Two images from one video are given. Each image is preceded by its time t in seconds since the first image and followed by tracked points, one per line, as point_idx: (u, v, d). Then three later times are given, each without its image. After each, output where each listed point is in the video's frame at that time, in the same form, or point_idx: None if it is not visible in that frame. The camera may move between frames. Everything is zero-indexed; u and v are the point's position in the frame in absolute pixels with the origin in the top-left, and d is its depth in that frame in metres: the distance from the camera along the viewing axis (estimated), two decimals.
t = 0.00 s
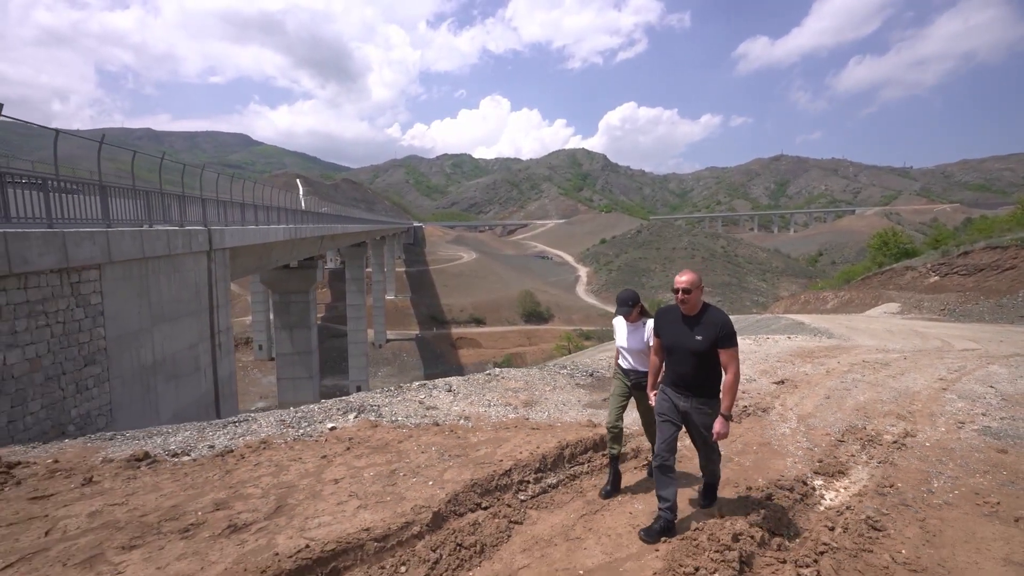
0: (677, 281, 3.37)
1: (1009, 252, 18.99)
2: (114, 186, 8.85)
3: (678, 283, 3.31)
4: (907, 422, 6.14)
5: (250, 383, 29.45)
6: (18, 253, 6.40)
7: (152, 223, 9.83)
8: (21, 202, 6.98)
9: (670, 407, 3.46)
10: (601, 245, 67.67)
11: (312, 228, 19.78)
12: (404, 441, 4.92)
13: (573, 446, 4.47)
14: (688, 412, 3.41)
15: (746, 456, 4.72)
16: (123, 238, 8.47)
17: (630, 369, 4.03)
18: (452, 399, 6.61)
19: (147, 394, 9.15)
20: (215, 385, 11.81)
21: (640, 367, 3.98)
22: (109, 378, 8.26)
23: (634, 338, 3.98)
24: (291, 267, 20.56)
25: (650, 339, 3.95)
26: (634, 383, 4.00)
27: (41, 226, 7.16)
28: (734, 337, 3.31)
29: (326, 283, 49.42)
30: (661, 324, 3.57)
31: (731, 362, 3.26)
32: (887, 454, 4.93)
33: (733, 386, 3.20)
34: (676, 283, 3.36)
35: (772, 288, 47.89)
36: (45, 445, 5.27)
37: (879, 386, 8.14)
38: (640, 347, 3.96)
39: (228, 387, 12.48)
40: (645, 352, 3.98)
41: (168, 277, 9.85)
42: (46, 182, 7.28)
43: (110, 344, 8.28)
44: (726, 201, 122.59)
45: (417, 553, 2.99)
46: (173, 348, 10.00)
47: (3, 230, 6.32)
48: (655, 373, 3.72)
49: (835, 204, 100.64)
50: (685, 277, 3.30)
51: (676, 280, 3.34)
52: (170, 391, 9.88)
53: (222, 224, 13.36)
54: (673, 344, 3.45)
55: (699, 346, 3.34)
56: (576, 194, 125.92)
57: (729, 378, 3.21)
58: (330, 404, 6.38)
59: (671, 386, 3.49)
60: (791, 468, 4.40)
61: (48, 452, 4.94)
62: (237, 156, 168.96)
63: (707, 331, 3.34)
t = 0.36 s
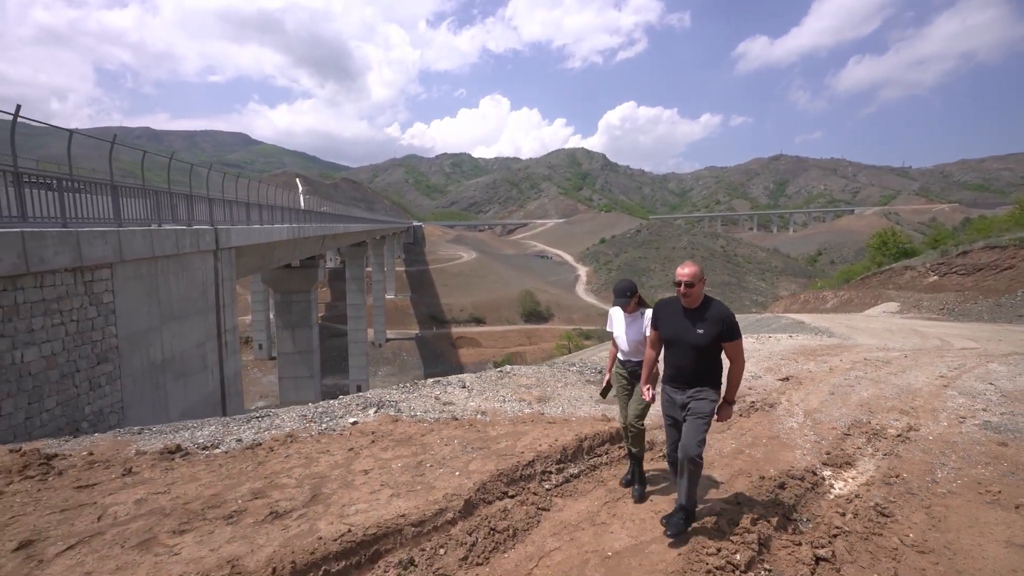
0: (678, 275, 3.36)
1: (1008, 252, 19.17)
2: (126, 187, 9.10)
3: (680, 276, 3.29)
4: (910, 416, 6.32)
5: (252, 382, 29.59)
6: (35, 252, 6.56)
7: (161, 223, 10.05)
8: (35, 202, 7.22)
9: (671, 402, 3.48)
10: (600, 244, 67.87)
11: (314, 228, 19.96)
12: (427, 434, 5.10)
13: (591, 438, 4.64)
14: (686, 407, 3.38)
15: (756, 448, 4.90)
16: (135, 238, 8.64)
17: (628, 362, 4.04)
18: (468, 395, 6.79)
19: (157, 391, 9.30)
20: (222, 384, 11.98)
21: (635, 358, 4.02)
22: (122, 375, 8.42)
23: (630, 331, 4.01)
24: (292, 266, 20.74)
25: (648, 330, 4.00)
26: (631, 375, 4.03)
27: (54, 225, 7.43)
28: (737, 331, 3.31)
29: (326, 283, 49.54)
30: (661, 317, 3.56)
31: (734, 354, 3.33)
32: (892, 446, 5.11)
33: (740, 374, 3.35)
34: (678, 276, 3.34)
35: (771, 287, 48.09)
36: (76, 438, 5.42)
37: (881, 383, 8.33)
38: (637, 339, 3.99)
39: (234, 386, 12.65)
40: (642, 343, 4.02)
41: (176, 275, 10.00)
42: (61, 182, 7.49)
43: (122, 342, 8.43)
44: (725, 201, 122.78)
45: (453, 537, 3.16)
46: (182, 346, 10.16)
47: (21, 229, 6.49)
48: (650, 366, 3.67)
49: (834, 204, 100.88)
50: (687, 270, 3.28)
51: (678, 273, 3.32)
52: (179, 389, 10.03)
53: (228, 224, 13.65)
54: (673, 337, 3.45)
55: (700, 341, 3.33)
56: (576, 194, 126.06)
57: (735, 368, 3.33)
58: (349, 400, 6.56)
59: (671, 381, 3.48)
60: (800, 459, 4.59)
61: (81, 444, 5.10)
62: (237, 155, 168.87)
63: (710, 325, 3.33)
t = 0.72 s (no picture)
0: (680, 285, 3.36)
1: (1007, 252, 19.43)
2: (139, 190, 9.31)
3: (681, 286, 3.31)
4: (909, 414, 6.59)
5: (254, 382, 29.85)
6: (56, 254, 6.81)
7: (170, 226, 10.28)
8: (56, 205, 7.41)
9: (667, 413, 3.55)
10: (600, 244, 68.13)
11: (317, 229, 20.23)
12: (451, 431, 5.36)
13: (607, 434, 4.89)
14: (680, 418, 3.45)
15: (763, 443, 5.17)
16: (148, 242, 8.85)
17: (629, 374, 4.19)
18: (485, 394, 7.06)
19: (169, 392, 9.53)
20: (230, 384, 12.25)
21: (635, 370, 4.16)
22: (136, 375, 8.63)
23: (631, 342, 4.15)
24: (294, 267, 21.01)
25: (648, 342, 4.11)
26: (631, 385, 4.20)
27: (74, 228, 7.57)
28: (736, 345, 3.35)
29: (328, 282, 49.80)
30: (661, 329, 3.59)
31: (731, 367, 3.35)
32: (892, 442, 5.38)
33: (737, 387, 3.43)
34: (679, 286, 3.36)
35: (770, 287, 48.38)
36: (111, 433, 5.66)
37: (881, 381, 8.60)
38: (637, 351, 4.14)
39: (241, 385, 12.92)
40: (641, 354, 4.15)
41: (186, 278, 10.20)
42: (77, 185, 7.68)
43: (136, 342, 8.65)
44: (724, 200, 123.06)
45: (488, 523, 3.41)
46: (192, 347, 10.39)
47: (42, 233, 6.72)
48: (647, 376, 3.73)
49: (833, 203, 101.15)
50: (688, 280, 3.31)
51: (680, 284, 3.34)
52: (189, 389, 10.28)
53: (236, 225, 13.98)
54: (672, 348, 3.48)
55: (697, 353, 3.36)
56: (575, 194, 126.30)
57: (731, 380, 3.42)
58: (369, 398, 6.82)
59: (668, 393, 3.54)
60: (805, 454, 4.84)
61: (120, 440, 5.35)
62: (236, 155, 168.93)
63: (709, 338, 3.35)
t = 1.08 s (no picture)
0: (667, 285, 3.37)
1: (1005, 253, 19.79)
2: (156, 194, 9.62)
3: (668, 286, 3.32)
4: (903, 409, 6.96)
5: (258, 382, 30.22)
6: (81, 257, 7.10)
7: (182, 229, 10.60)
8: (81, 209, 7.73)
9: (659, 410, 3.51)
10: (600, 244, 68.51)
11: (318, 230, 20.54)
12: (471, 425, 5.72)
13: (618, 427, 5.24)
14: (674, 415, 3.43)
15: (763, 435, 5.54)
16: (163, 244, 9.18)
17: (623, 374, 4.14)
18: (499, 391, 7.42)
19: (183, 391, 9.86)
20: (239, 383, 12.60)
21: (629, 368, 4.12)
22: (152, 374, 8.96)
23: (625, 341, 4.09)
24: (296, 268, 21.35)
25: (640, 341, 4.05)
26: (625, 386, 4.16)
27: (96, 232, 7.92)
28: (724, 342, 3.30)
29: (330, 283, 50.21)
30: (653, 327, 3.60)
31: (720, 366, 3.27)
32: (884, 435, 5.75)
33: (719, 392, 3.19)
34: (666, 285, 3.37)
35: (770, 287, 48.77)
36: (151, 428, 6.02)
37: (877, 379, 8.97)
38: (630, 350, 4.08)
39: (250, 384, 13.27)
40: (635, 354, 4.09)
41: (197, 279, 10.50)
42: (99, 190, 8.03)
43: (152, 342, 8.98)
44: (724, 200, 123.44)
45: (516, 505, 3.77)
46: (203, 347, 10.71)
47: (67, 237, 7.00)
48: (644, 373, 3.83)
49: (834, 203, 101.49)
50: (675, 279, 3.32)
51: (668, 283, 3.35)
52: (201, 388, 10.62)
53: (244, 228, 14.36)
54: (663, 346, 3.49)
55: (688, 349, 3.37)
56: (575, 194, 126.72)
57: (715, 384, 3.23)
58: (390, 395, 7.18)
59: (662, 388, 3.51)
60: (802, 445, 5.20)
61: (161, 434, 5.72)
62: (236, 155, 169.36)
63: (698, 335, 3.35)
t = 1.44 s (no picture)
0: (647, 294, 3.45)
1: (1007, 253, 20.06)
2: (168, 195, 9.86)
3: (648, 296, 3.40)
4: (904, 405, 7.25)
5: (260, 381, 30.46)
6: (99, 257, 7.32)
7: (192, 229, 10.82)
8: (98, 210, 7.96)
9: (651, 417, 3.57)
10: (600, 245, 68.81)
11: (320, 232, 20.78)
12: (492, 418, 5.99)
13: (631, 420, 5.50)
14: (667, 420, 3.51)
15: (770, 428, 5.83)
16: (176, 245, 9.41)
17: (615, 379, 4.15)
18: (514, 387, 7.70)
19: (193, 389, 10.11)
20: (247, 381, 12.85)
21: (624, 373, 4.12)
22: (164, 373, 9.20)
23: (618, 345, 4.11)
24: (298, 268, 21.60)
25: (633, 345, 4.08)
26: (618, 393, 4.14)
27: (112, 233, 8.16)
28: (708, 343, 3.38)
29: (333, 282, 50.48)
30: (640, 335, 3.65)
31: (706, 368, 3.34)
32: (886, 428, 6.03)
33: (707, 393, 3.27)
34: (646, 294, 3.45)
35: (771, 287, 49.06)
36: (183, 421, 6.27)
37: (880, 377, 9.26)
38: (623, 356, 4.08)
39: (257, 383, 13.52)
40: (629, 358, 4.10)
41: (205, 280, 10.71)
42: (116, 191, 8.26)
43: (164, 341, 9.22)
44: (725, 200, 123.71)
45: (544, 489, 4.06)
46: (211, 347, 10.94)
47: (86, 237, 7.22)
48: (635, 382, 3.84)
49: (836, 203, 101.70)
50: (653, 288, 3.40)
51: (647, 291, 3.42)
52: (210, 386, 10.87)
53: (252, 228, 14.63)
54: (650, 354, 3.56)
55: (673, 354, 3.44)
56: (575, 194, 127.06)
57: (702, 386, 3.30)
58: (409, 391, 7.45)
59: (653, 395, 3.58)
60: (808, 437, 5.48)
61: (195, 427, 5.98)
62: (237, 155, 169.53)
63: (682, 340, 3.43)
